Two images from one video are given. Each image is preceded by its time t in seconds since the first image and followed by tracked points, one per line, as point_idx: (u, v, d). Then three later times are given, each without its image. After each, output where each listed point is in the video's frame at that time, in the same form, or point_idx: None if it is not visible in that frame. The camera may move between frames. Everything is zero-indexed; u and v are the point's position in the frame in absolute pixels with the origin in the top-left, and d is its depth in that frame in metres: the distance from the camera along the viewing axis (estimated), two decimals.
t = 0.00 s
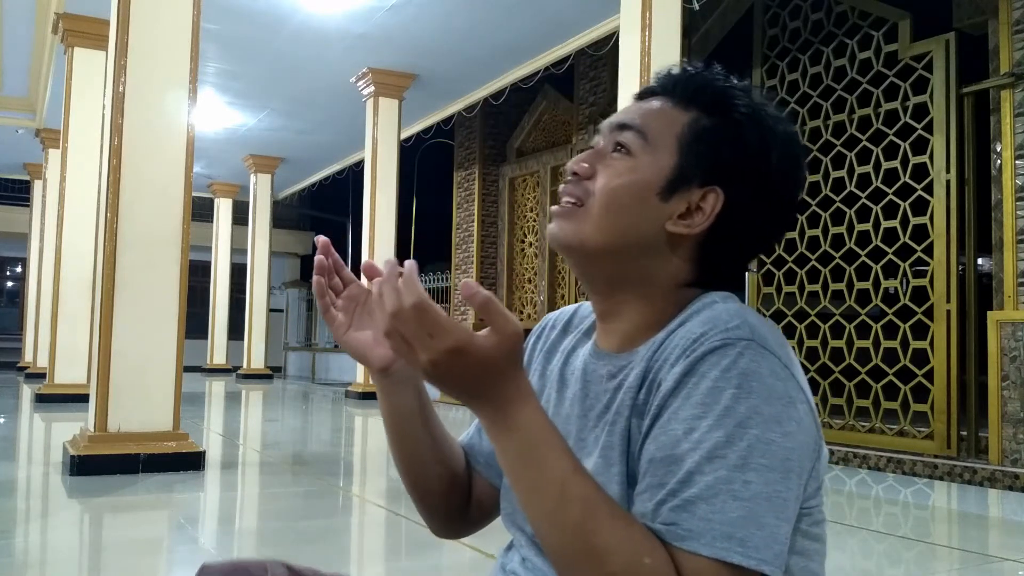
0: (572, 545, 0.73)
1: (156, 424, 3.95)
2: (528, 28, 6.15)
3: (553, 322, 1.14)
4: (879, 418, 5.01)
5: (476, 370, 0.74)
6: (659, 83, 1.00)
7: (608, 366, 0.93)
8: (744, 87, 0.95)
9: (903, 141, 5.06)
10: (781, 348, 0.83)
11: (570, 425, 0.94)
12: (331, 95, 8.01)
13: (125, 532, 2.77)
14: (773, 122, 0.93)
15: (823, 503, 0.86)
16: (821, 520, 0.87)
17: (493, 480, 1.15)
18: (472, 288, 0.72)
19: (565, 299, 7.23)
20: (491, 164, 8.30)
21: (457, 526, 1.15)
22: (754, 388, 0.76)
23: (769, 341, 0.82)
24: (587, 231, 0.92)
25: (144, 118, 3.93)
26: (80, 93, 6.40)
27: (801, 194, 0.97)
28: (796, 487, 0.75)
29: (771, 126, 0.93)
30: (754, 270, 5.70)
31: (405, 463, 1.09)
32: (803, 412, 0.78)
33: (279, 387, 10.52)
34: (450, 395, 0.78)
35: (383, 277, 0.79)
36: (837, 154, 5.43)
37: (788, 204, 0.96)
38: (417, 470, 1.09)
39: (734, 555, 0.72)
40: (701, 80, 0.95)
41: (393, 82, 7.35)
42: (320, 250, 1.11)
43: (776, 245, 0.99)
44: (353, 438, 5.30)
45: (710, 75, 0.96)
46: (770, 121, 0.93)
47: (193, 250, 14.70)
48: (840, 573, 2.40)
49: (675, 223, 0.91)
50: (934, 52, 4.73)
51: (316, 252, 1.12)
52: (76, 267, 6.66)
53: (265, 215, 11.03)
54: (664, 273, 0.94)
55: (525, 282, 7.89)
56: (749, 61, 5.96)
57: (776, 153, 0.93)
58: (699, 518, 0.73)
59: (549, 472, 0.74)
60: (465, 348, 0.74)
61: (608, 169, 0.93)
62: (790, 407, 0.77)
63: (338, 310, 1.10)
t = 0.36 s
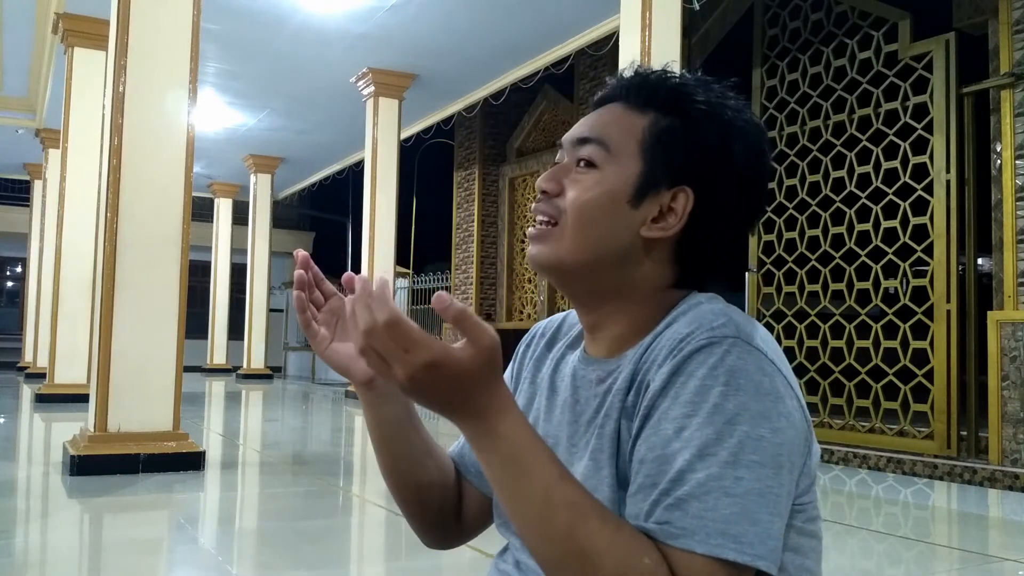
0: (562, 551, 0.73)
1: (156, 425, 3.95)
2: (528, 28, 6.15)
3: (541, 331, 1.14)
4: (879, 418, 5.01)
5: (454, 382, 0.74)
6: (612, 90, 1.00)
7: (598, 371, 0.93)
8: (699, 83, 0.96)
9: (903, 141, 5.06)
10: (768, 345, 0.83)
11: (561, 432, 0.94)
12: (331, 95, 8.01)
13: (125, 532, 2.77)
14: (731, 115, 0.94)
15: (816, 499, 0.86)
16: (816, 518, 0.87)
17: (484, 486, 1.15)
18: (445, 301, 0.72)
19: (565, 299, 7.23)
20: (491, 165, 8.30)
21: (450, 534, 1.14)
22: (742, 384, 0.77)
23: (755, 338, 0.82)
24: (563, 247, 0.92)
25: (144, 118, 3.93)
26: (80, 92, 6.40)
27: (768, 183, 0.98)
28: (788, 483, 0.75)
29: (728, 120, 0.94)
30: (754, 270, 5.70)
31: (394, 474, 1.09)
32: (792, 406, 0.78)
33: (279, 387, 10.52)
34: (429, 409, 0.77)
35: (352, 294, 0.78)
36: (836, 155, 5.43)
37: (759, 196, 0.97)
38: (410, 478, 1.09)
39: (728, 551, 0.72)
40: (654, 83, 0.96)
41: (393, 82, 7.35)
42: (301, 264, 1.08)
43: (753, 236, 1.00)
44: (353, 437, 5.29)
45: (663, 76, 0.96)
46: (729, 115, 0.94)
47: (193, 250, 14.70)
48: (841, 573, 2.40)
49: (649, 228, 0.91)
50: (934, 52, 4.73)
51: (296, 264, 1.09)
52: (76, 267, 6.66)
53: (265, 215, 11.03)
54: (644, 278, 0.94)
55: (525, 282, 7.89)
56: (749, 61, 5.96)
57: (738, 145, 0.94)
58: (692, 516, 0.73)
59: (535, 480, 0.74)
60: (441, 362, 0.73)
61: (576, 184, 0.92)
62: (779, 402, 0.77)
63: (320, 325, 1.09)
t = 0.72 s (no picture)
0: (572, 524, 0.72)
1: (156, 424, 3.95)
2: (528, 27, 6.15)
3: (551, 327, 1.15)
4: (879, 418, 5.01)
5: (479, 349, 0.75)
6: (631, 94, 1.00)
7: (606, 363, 0.94)
8: (716, 88, 0.96)
9: (903, 142, 5.06)
10: (775, 339, 0.83)
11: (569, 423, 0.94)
12: (331, 95, 8.01)
13: (125, 532, 2.76)
14: (747, 121, 0.94)
15: (820, 496, 0.86)
16: (820, 514, 0.87)
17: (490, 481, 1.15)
18: (475, 269, 0.73)
19: (565, 299, 7.23)
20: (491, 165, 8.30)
21: (453, 524, 1.14)
22: (750, 373, 0.77)
23: (765, 332, 0.82)
24: (578, 245, 0.91)
25: (145, 117, 3.93)
26: (80, 92, 6.40)
27: (781, 188, 0.98)
28: (792, 471, 0.75)
29: (745, 125, 0.94)
30: (754, 270, 5.69)
31: (403, 457, 1.09)
32: (797, 398, 0.78)
33: (279, 387, 10.52)
34: (451, 377, 0.78)
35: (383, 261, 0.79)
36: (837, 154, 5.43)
37: (773, 199, 0.97)
38: (419, 468, 1.09)
39: (731, 535, 0.72)
40: (672, 86, 0.96)
41: (392, 82, 7.35)
42: (325, 246, 1.06)
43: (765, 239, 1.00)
44: (353, 437, 5.29)
45: (681, 80, 0.96)
46: (745, 120, 0.94)
47: (193, 250, 14.71)
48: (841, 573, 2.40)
49: (665, 227, 0.91)
50: (934, 52, 4.73)
51: (321, 245, 1.06)
52: (76, 267, 6.67)
53: (265, 215, 11.03)
54: (657, 276, 0.93)
55: (525, 282, 7.89)
56: (749, 61, 5.96)
57: (753, 152, 0.94)
58: (697, 499, 0.73)
59: (550, 453, 0.74)
60: (468, 329, 0.74)
61: (593, 182, 0.92)
62: (786, 392, 0.77)
63: (342, 305, 1.04)
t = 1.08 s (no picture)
0: (569, 524, 0.72)
1: (156, 424, 3.95)
2: (528, 27, 6.15)
3: (549, 326, 1.15)
4: (879, 418, 5.01)
5: (477, 348, 0.75)
6: (638, 90, 1.00)
7: (605, 362, 0.94)
8: (723, 88, 0.97)
9: (903, 142, 5.06)
10: (772, 337, 0.83)
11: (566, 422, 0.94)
12: (331, 95, 8.01)
13: (126, 532, 2.76)
14: (752, 121, 0.95)
15: (818, 495, 0.86)
16: (818, 513, 0.87)
17: (490, 482, 1.15)
18: (477, 268, 0.74)
19: (565, 299, 7.23)
20: (491, 165, 8.30)
21: (453, 525, 1.14)
22: (746, 373, 0.77)
23: (762, 331, 0.82)
24: (578, 237, 0.91)
25: (144, 117, 3.93)
26: (80, 92, 6.40)
27: (785, 190, 0.98)
28: (789, 471, 0.75)
29: (749, 125, 0.94)
30: (754, 270, 5.69)
31: (403, 456, 1.09)
32: (794, 397, 0.78)
33: (279, 387, 10.52)
34: (450, 376, 0.78)
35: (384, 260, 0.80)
36: (837, 154, 5.43)
37: (775, 200, 0.97)
38: (419, 469, 1.09)
39: (728, 536, 0.72)
40: (680, 84, 0.96)
41: (392, 82, 7.35)
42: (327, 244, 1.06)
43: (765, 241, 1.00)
44: (353, 437, 5.29)
45: (689, 79, 0.97)
46: (750, 121, 0.95)
47: (192, 250, 14.71)
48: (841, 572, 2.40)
49: (665, 222, 0.91)
50: (934, 52, 4.73)
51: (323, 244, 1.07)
52: (75, 267, 6.67)
53: (265, 215, 11.03)
54: (657, 272, 0.93)
55: (525, 282, 7.89)
56: (749, 61, 5.96)
57: (758, 152, 0.94)
58: (694, 500, 0.73)
59: (549, 452, 0.74)
60: (467, 328, 0.75)
61: (596, 174, 0.92)
62: (783, 391, 0.77)
63: (344, 303, 1.07)
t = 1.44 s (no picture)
0: (554, 530, 0.73)
1: (156, 425, 3.95)
2: (528, 27, 6.15)
3: (539, 324, 1.14)
4: (878, 418, 5.01)
5: (459, 355, 0.75)
6: (632, 87, 1.00)
7: (592, 363, 0.93)
8: (716, 85, 0.97)
9: (903, 142, 5.06)
10: (760, 339, 0.83)
11: (554, 424, 0.94)
12: (331, 95, 8.01)
13: (126, 532, 2.76)
14: (744, 119, 0.94)
15: (808, 496, 0.86)
16: (808, 514, 0.87)
17: (481, 482, 1.15)
18: (458, 274, 0.74)
19: (565, 299, 7.23)
20: (491, 165, 8.30)
21: (444, 526, 1.14)
22: (732, 375, 0.77)
23: (749, 333, 0.82)
24: (566, 233, 0.92)
25: (144, 117, 3.93)
26: (80, 92, 6.40)
27: (777, 190, 0.98)
28: (776, 475, 0.75)
29: (742, 123, 0.94)
30: (754, 270, 5.69)
31: (391, 459, 1.09)
32: (782, 400, 0.78)
33: (279, 387, 10.51)
34: (434, 382, 0.78)
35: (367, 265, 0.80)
36: (837, 154, 5.43)
37: (767, 198, 0.97)
38: (408, 472, 1.09)
39: (712, 542, 0.72)
40: (672, 81, 0.96)
41: (392, 82, 7.35)
42: (312, 246, 1.06)
43: (758, 241, 1.00)
44: (353, 437, 5.29)
45: (682, 75, 0.97)
46: (743, 118, 0.94)
47: (193, 250, 14.72)
48: (841, 572, 2.40)
49: (654, 220, 0.91)
50: (934, 52, 4.73)
51: (307, 245, 1.07)
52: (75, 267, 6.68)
53: (265, 215, 11.03)
54: (645, 270, 0.93)
55: (525, 282, 7.89)
56: (749, 61, 5.96)
57: (749, 151, 0.94)
58: (679, 506, 0.73)
59: (534, 458, 0.74)
60: (450, 334, 0.75)
61: (585, 171, 0.93)
62: (769, 394, 0.77)
63: (330, 305, 1.08)
